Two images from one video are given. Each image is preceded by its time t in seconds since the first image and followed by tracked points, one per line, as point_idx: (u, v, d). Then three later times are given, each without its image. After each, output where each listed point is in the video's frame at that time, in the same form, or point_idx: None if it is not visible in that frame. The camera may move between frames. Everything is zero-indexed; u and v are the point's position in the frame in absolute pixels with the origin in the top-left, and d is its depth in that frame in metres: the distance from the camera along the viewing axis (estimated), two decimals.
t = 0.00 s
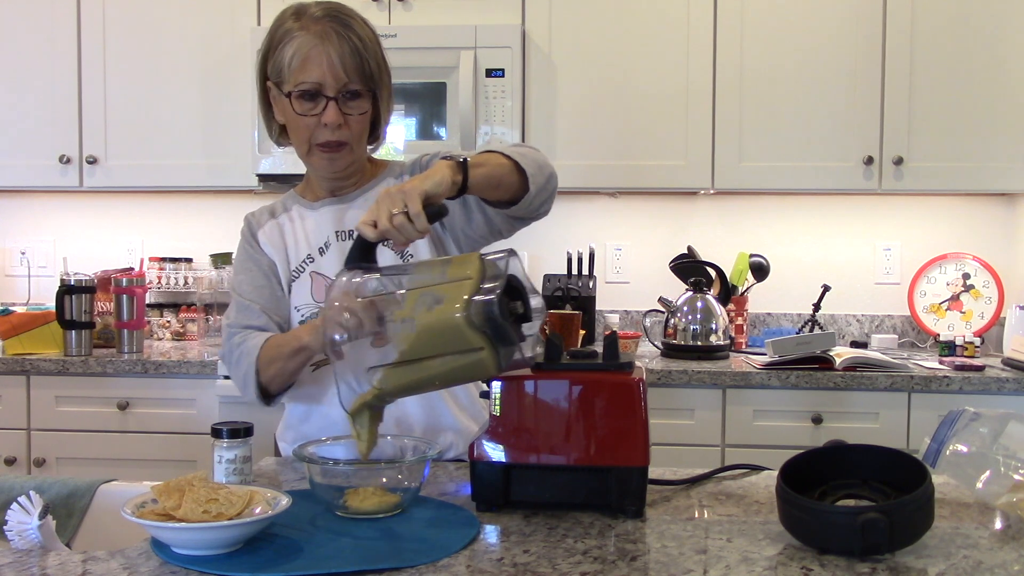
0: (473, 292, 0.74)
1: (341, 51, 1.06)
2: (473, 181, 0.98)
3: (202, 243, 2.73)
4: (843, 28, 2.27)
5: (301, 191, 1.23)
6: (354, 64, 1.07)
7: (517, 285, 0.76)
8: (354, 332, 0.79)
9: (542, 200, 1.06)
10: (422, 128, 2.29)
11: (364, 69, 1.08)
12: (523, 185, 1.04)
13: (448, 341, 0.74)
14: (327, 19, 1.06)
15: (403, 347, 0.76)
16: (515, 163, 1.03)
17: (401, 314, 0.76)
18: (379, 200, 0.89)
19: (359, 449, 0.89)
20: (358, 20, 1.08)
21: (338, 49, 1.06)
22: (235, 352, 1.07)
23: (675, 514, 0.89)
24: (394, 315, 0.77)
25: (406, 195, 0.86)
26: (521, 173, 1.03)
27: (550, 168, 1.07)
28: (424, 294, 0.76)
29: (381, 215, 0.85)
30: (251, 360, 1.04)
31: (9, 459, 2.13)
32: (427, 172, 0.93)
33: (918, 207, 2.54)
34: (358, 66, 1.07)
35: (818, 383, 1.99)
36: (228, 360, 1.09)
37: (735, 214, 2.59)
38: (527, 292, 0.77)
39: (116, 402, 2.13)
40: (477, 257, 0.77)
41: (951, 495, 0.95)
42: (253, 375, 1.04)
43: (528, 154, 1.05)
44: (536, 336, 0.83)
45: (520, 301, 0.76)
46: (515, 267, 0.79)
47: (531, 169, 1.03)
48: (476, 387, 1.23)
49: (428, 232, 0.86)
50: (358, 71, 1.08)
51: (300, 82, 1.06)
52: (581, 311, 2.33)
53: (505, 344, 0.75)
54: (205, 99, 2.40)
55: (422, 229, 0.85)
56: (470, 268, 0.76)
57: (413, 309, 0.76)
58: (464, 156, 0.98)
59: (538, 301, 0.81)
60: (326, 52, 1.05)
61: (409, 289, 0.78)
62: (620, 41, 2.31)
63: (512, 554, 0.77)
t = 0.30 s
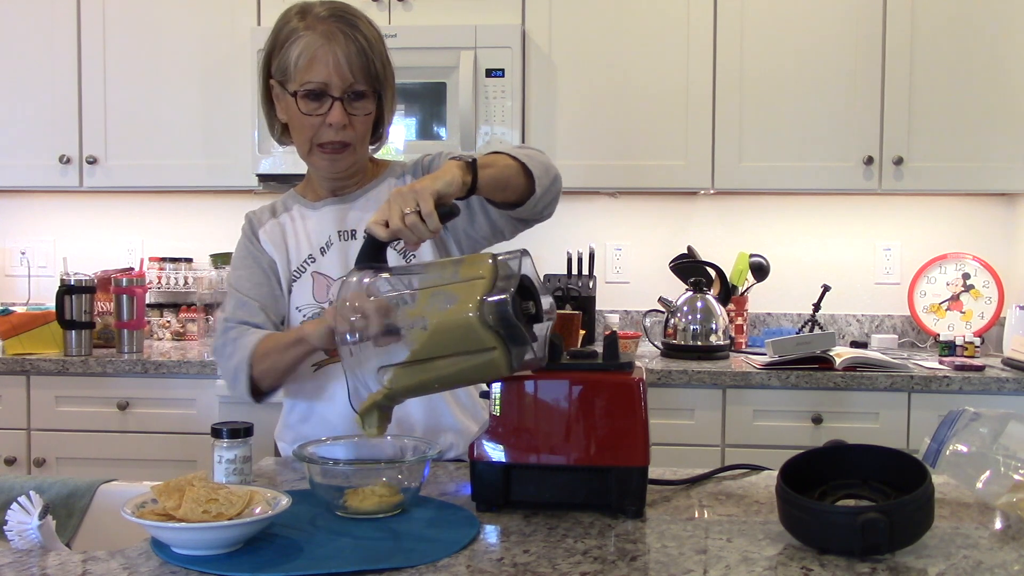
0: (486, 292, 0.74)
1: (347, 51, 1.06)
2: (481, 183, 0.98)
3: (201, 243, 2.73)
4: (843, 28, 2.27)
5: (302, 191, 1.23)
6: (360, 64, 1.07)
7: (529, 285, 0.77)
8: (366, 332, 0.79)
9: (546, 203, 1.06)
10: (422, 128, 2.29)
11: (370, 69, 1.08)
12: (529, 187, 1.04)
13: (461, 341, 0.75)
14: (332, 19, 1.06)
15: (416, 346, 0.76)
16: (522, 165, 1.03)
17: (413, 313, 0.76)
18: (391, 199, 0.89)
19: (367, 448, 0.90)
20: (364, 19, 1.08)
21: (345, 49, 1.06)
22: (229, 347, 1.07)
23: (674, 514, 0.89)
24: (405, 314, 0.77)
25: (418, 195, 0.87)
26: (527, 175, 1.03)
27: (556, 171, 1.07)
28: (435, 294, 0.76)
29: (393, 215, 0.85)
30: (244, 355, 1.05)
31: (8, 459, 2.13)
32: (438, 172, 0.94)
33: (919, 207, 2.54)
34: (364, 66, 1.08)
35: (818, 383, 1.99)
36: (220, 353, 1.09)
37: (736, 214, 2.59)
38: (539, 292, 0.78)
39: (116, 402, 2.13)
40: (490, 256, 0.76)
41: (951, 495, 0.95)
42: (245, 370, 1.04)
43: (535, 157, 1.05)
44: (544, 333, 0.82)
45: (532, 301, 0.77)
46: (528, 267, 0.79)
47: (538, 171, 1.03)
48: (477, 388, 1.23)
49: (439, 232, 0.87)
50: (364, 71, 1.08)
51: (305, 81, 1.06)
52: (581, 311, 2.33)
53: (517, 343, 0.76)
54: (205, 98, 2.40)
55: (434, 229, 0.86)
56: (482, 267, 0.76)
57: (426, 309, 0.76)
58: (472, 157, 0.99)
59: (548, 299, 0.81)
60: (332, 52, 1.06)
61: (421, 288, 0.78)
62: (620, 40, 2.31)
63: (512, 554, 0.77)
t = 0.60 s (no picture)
0: (476, 284, 0.74)
1: (344, 53, 1.06)
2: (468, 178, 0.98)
3: (201, 243, 2.73)
4: (843, 29, 2.27)
5: (300, 191, 1.23)
6: (357, 65, 1.07)
7: (519, 274, 0.77)
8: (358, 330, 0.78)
9: (539, 196, 1.06)
10: (422, 128, 2.29)
11: (367, 71, 1.08)
12: (519, 181, 1.04)
13: (454, 334, 0.75)
14: (329, 20, 1.06)
15: (409, 342, 0.76)
16: (510, 159, 1.03)
17: (405, 309, 0.76)
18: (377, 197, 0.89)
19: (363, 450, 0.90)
20: (361, 20, 1.08)
21: (341, 50, 1.06)
22: (218, 343, 1.08)
23: (675, 514, 0.89)
24: (397, 311, 0.76)
25: (404, 192, 0.87)
26: (517, 169, 1.03)
27: (546, 164, 1.07)
28: (426, 288, 0.76)
29: (380, 214, 0.85)
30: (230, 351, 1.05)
31: (9, 459, 2.13)
32: (422, 168, 0.94)
33: (919, 207, 2.54)
34: (361, 67, 1.08)
35: (818, 383, 1.99)
36: (212, 345, 1.10)
37: (736, 214, 2.59)
38: (529, 281, 0.78)
39: (116, 402, 2.13)
40: (478, 248, 0.77)
41: (951, 495, 0.95)
42: (230, 366, 1.05)
43: (524, 150, 1.05)
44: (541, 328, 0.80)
45: (523, 290, 0.77)
46: (517, 257, 0.79)
47: (527, 165, 1.03)
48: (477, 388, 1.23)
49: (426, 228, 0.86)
50: (361, 72, 1.08)
51: (302, 83, 1.06)
52: (581, 311, 2.33)
53: (511, 333, 0.76)
54: (205, 98, 2.40)
55: (421, 225, 0.85)
56: (471, 259, 0.76)
57: (417, 304, 0.76)
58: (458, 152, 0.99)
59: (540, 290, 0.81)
60: (329, 53, 1.05)
61: (412, 284, 0.77)
62: (620, 40, 2.31)
63: (512, 554, 0.77)
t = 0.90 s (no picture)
0: (470, 275, 0.75)
1: (340, 55, 1.06)
2: (461, 172, 0.98)
3: (201, 243, 2.73)
4: (842, 29, 2.27)
5: (298, 192, 1.23)
6: (352, 68, 1.07)
7: (513, 264, 0.77)
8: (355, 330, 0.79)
9: (533, 190, 1.06)
10: (422, 128, 2.29)
11: (362, 72, 1.08)
12: (513, 175, 1.04)
13: (450, 326, 0.75)
14: (325, 21, 1.06)
15: (407, 337, 0.77)
16: (503, 153, 1.03)
17: (401, 304, 0.77)
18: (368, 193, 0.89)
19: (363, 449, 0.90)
20: (356, 21, 1.08)
21: (337, 53, 1.06)
22: (213, 348, 1.09)
23: (675, 514, 0.89)
24: (393, 307, 0.77)
25: (395, 186, 0.87)
26: (510, 163, 1.03)
27: (541, 156, 1.07)
28: (421, 282, 0.76)
29: (372, 211, 0.85)
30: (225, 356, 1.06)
31: (9, 459, 2.13)
32: (413, 163, 0.94)
33: (919, 207, 2.54)
34: (356, 69, 1.07)
35: (818, 383, 1.99)
36: (209, 351, 1.11)
37: (736, 214, 2.59)
38: (525, 271, 0.78)
39: (116, 402, 2.13)
40: (471, 240, 0.77)
41: (951, 495, 0.95)
42: (226, 372, 1.05)
43: (517, 143, 1.05)
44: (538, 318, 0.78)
45: (518, 279, 0.77)
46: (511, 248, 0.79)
47: (520, 158, 1.03)
48: (477, 387, 1.23)
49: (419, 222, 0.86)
50: (356, 74, 1.08)
51: (298, 85, 1.06)
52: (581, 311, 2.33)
53: (508, 322, 0.75)
54: (205, 98, 2.40)
55: (413, 220, 0.85)
56: (464, 251, 0.76)
57: (412, 298, 0.76)
58: (448, 146, 0.98)
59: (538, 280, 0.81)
60: (324, 55, 1.05)
61: (406, 278, 0.78)
62: (620, 40, 2.31)
63: (512, 554, 0.77)
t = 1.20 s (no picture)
0: (457, 266, 0.75)
1: (344, 57, 1.06)
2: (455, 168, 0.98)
3: (201, 243, 2.73)
4: (842, 29, 2.27)
5: (299, 192, 1.23)
6: (356, 69, 1.07)
7: (501, 256, 0.77)
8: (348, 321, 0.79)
9: (529, 186, 1.07)
10: (422, 128, 2.29)
11: (366, 74, 1.08)
12: (508, 171, 1.04)
13: (438, 317, 0.75)
14: (329, 22, 1.06)
15: (396, 329, 0.77)
16: (498, 149, 1.03)
17: (389, 296, 0.77)
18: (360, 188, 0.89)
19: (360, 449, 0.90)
20: (360, 23, 1.08)
21: (341, 54, 1.06)
22: (217, 346, 1.09)
23: (674, 514, 0.89)
24: (382, 298, 0.77)
25: (387, 180, 0.86)
26: (504, 159, 1.03)
27: (537, 154, 1.07)
28: (409, 273, 0.77)
29: (363, 205, 0.85)
30: (228, 353, 1.05)
31: (9, 458, 2.13)
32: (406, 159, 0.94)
33: (919, 207, 2.54)
34: (360, 71, 1.07)
35: (818, 383, 1.99)
36: (211, 351, 1.10)
37: (736, 214, 2.59)
38: (514, 264, 0.78)
39: (116, 402, 2.13)
40: (461, 232, 0.77)
41: (951, 495, 0.94)
42: (230, 369, 1.05)
43: (512, 139, 1.05)
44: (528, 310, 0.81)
45: (507, 272, 0.78)
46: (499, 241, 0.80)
47: (515, 153, 1.03)
48: (477, 386, 1.23)
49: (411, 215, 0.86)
50: (360, 76, 1.08)
51: (301, 86, 1.06)
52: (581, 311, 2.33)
53: (496, 314, 0.75)
54: (205, 98, 2.40)
55: (404, 213, 0.85)
56: (453, 244, 0.76)
57: (401, 289, 0.77)
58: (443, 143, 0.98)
59: (529, 275, 0.82)
60: (329, 56, 1.05)
61: (395, 270, 0.78)
62: (620, 40, 2.31)
63: (512, 554, 0.77)
